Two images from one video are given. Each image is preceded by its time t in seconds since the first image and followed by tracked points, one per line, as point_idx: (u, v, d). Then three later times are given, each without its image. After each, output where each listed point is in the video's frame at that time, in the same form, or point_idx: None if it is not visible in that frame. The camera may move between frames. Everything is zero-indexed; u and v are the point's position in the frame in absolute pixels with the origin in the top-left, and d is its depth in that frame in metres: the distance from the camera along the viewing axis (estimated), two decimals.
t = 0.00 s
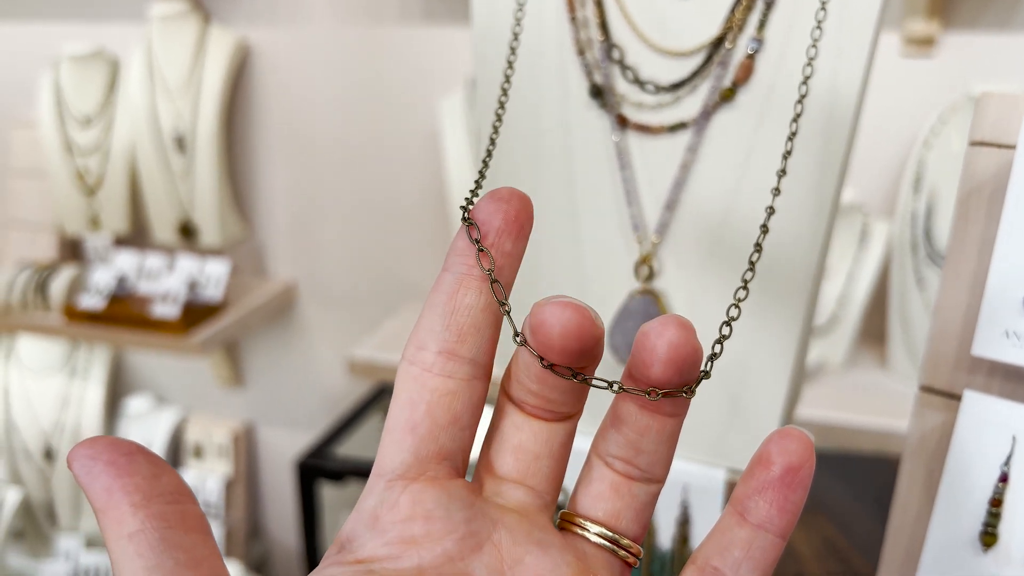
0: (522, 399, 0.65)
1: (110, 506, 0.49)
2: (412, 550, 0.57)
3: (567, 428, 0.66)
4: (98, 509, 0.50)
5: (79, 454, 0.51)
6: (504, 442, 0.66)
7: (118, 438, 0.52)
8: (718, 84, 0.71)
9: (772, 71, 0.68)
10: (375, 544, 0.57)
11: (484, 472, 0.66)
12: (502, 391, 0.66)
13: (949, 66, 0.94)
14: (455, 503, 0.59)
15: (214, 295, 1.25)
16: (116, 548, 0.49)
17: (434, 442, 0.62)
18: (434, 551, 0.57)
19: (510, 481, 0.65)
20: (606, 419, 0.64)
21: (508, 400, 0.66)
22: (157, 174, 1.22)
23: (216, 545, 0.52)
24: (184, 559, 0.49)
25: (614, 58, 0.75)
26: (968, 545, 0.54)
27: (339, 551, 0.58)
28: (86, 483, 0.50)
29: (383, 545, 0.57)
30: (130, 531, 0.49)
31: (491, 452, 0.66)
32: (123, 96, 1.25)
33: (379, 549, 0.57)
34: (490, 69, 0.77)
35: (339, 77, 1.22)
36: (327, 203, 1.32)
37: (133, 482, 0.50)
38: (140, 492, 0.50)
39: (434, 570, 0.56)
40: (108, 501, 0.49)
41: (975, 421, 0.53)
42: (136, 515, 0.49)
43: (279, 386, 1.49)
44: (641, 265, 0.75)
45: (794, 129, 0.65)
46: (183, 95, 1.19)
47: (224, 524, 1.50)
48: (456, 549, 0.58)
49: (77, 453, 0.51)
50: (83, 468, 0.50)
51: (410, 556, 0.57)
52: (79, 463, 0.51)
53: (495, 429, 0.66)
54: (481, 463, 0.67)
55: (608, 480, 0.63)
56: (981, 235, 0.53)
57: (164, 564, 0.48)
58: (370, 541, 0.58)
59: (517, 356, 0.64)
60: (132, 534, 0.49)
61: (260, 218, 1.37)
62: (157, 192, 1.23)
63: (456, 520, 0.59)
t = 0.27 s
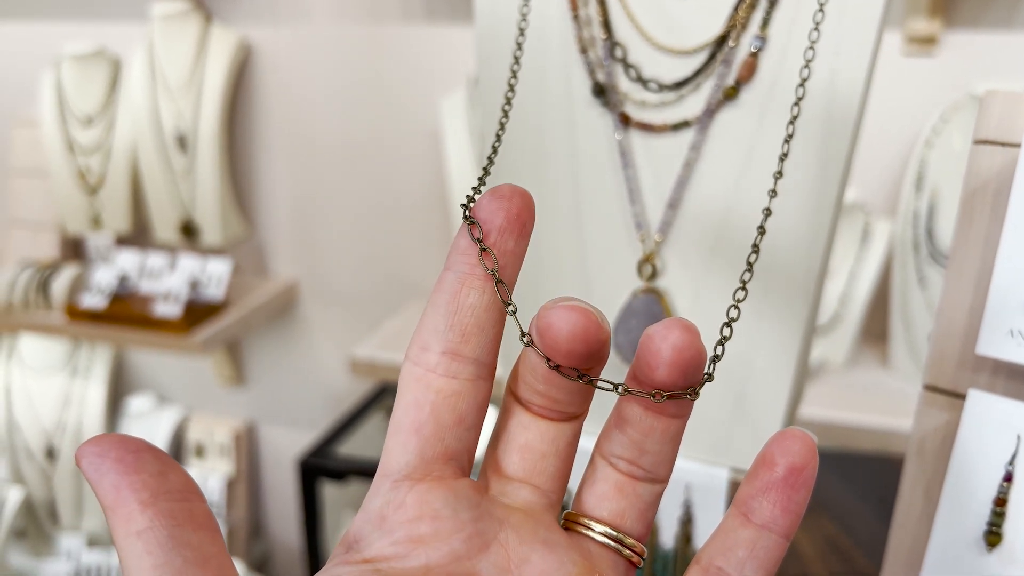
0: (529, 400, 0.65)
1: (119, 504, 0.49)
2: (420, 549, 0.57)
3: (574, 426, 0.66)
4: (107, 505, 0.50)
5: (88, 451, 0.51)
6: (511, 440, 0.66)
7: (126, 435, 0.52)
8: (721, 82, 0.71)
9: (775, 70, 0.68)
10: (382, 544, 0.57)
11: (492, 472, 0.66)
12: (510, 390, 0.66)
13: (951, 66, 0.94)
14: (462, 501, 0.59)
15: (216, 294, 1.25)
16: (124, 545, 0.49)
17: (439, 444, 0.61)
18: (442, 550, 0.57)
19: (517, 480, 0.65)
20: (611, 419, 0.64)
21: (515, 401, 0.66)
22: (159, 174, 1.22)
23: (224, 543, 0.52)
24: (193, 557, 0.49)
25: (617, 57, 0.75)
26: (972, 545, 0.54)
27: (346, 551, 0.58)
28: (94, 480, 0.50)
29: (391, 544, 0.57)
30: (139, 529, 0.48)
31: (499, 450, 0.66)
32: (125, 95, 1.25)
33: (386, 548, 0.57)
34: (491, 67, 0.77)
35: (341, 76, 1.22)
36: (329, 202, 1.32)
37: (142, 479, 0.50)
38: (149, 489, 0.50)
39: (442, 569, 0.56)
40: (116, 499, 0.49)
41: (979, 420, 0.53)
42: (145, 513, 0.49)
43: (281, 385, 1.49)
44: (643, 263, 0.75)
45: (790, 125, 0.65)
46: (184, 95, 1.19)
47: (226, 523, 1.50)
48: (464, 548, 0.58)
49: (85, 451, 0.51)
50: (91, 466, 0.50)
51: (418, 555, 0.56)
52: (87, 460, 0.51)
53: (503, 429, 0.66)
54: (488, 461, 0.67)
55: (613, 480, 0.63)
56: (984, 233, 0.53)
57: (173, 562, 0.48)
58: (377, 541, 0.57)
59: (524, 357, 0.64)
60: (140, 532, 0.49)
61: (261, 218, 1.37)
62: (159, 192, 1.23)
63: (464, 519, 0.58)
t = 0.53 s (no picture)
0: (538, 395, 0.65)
1: (119, 508, 0.49)
2: (424, 549, 0.57)
3: (579, 423, 0.66)
4: (107, 511, 0.50)
5: (88, 457, 0.51)
6: (515, 438, 0.66)
7: (127, 441, 0.52)
8: (722, 82, 0.71)
9: (776, 69, 0.68)
10: (387, 544, 0.57)
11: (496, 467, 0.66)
12: (514, 388, 0.67)
13: (951, 65, 0.94)
14: (466, 501, 0.60)
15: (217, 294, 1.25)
16: (125, 550, 0.49)
17: (446, 450, 0.61)
18: (446, 549, 0.57)
19: (522, 477, 0.65)
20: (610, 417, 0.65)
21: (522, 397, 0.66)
22: (159, 174, 1.22)
23: (224, 548, 0.52)
24: (193, 561, 0.49)
25: (618, 56, 0.75)
26: (974, 545, 0.54)
27: (350, 552, 0.58)
28: (94, 485, 0.50)
29: (395, 545, 0.57)
30: (140, 533, 0.48)
31: (503, 450, 0.66)
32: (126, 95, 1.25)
33: (391, 549, 0.57)
34: (491, 67, 0.77)
35: (341, 76, 1.22)
36: (330, 201, 1.32)
37: (142, 484, 0.50)
38: (149, 494, 0.50)
39: (446, 568, 0.56)
40: (117, 503, 0.49)
41: (981, 419, 0.53)
42: (145, 517, 0.49)
43: (281, 385, 1.49)
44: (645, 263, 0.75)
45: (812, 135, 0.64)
46: (185, 94, 1.19)
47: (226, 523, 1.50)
48: (468, 548, 0.58)
49: (85, 456, 0.51)
50: (91, 471, 0.50)
51: (422, 555, 0.56)
52: (87, 466, 0.51)
53: (509, 429, 0.66)
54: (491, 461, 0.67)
55: (614, 479, 0.63)
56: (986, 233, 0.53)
57: (174, 565, 0.48)
58: (381, 542, 0.57)
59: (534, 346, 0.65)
60: (141, 536, 0.49)
61: (262, 217, 1.37)
62: (160, 192, 1.23)
63: (467, 519, 0.59)
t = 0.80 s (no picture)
0: (540, 394, 0.66)
1: (120, 515, 0.49)
2: (423, 552, 0.57)
3: (580, 423, 0.66)
4: (108, 517, 0.50)
5: (88, 462, 0.51)
6: (517, 439, 0.66)
7: (127, 446, 0.52)
8: (723, 83, 0.71)
9: (777, 71, 0.68)
10: (387, 548, 0.57)
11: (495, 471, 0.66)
12: (517, 389, 0.67)
13: (951, 66, 0.94)
14: (465, 505, 0.60)
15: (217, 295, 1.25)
16: (127, 557, 0.49)
17: (442, 453, 0.61)
18: (445, 553, 0.57)
19: (524, 480, 0.65)
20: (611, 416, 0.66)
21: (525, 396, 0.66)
22: (159, 174, 1.22)
23: (225, 553, 0.52)
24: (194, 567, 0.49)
25: (619, 58, 0.75)
26: (975, 547, 0.54)
27: (350, 557, 0.58)
28: (95, 491, 0.50)
29: (395, 548, 0.57)
30: (141, 539, 0.48)
31: (504, 452, 0.66)
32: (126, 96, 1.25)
33: (390, 553, 0.57)
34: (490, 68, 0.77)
35: (342, 77, 1.22)
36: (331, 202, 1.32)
37: (143, 490, 0.50)
38: (150, 500, 0.50)
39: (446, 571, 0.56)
40: (118, 510, 0.49)
41: (982, 422, 0.53)
42: (146, 524, 0.49)
43: (282, 385, 1.49)
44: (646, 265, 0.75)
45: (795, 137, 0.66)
46: (185, 95, 1.19)
47: (227, 523, 1.50)
48: (468, 551, 0.58)
49: (85, 462, 0.51)
50: (92, 477, 0.50)
51: (422, 558, 0.56)
52: (88, 472, 0.50)
53: (510, 430, 0.67)
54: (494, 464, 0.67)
55: (614, 479, 0.63)
56: (986, 235, 0.53)
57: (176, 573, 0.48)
58: (381, 546, 0.57)
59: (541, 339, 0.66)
60: (142, 543, 0.49)
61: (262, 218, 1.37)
62: (160, 192, 1.23)
63: (467, 522, 0.59)
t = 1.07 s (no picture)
0: (545, 396, 0.66)
1: (119, 523, 0.49)
2: (422, 558, 0.56)
3: (587, 428, 0.66)
4: (107, 524, 0.49)
5: (87, 470, 0.51)
6: (523, 444, 0.66)
7: (126, 454, 0.52)
8: (725, 86, 0.71)
9: (778, 73, 0.68)
10: (386, 554, 0.57)
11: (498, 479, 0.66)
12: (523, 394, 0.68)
13: (951, 66, 0.94)
14: (464, 513, 0.60)
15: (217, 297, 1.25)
16: (126, 564, 0.48)
17: (439, 457, 0.62)
18: (444, 559, 0.57)
19: (527, 485, 0.65)
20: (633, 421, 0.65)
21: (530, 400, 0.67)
22: (160, 176, 1.22)
23: (224, 560, 0.52)
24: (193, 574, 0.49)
25: (620, 60, 0.75)
26: (978, 549, 0.54)
27: (349, 563, 0.58)
28: (94, 499, 0.50)
29: (394, 554, 0.57)
30: (140, 547, 0.48)
31: (511, 457, 0.66)
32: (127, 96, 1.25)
33: (390, 559, 0.57)
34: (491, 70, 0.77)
35: (342, 78, 1.22)
36: (331, 204, 1.32)
37: (141, 498, 0.50)
38: (149, 507, 0.50)
39: None
40: (117, 517, 0.49)
41: (985, 424, 0.53)
42: (145, 531, 0.49)
43: (282, 386, 1.49)
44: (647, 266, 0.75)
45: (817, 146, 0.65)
46: (185, 96, 1.19)
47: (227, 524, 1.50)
48: (467, 557, 0.57)
49: (84, 470, 0.51)
50: (91, 485, 0.50)
51: (421, 564, 0.56)
52: (87, 479, 0.50)
53: (515, 433, 0.67)
54: (502, 470, 0.67)
55: (629, 483, 0.63)
56: (988, 237, 0.53)
57: None
58: (380, 551, 0.57)
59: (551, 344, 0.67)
60: (141, 550, 0.49)
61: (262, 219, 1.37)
62: (160, 194, 1.23)
63: (465, 529, 0.59)
